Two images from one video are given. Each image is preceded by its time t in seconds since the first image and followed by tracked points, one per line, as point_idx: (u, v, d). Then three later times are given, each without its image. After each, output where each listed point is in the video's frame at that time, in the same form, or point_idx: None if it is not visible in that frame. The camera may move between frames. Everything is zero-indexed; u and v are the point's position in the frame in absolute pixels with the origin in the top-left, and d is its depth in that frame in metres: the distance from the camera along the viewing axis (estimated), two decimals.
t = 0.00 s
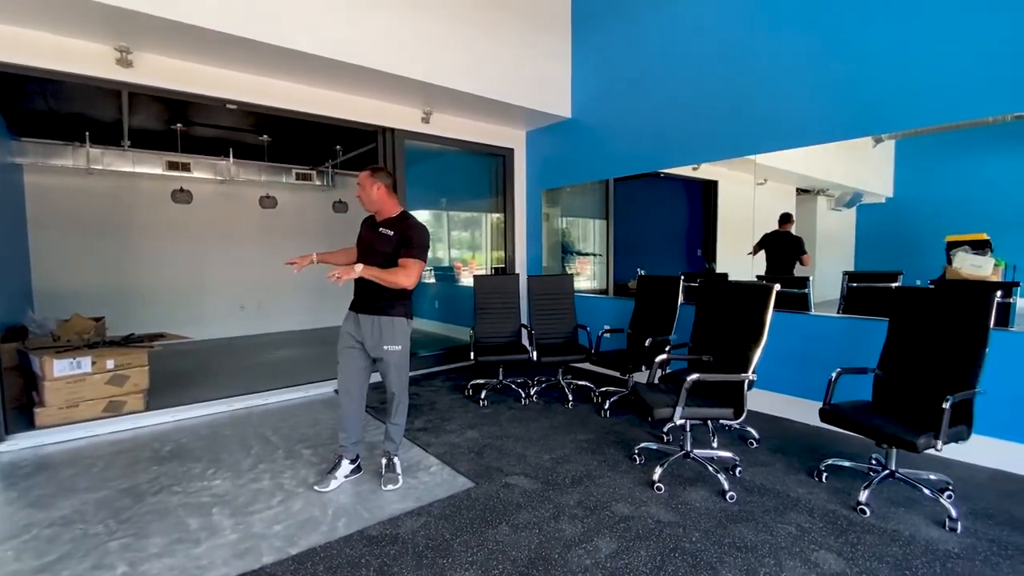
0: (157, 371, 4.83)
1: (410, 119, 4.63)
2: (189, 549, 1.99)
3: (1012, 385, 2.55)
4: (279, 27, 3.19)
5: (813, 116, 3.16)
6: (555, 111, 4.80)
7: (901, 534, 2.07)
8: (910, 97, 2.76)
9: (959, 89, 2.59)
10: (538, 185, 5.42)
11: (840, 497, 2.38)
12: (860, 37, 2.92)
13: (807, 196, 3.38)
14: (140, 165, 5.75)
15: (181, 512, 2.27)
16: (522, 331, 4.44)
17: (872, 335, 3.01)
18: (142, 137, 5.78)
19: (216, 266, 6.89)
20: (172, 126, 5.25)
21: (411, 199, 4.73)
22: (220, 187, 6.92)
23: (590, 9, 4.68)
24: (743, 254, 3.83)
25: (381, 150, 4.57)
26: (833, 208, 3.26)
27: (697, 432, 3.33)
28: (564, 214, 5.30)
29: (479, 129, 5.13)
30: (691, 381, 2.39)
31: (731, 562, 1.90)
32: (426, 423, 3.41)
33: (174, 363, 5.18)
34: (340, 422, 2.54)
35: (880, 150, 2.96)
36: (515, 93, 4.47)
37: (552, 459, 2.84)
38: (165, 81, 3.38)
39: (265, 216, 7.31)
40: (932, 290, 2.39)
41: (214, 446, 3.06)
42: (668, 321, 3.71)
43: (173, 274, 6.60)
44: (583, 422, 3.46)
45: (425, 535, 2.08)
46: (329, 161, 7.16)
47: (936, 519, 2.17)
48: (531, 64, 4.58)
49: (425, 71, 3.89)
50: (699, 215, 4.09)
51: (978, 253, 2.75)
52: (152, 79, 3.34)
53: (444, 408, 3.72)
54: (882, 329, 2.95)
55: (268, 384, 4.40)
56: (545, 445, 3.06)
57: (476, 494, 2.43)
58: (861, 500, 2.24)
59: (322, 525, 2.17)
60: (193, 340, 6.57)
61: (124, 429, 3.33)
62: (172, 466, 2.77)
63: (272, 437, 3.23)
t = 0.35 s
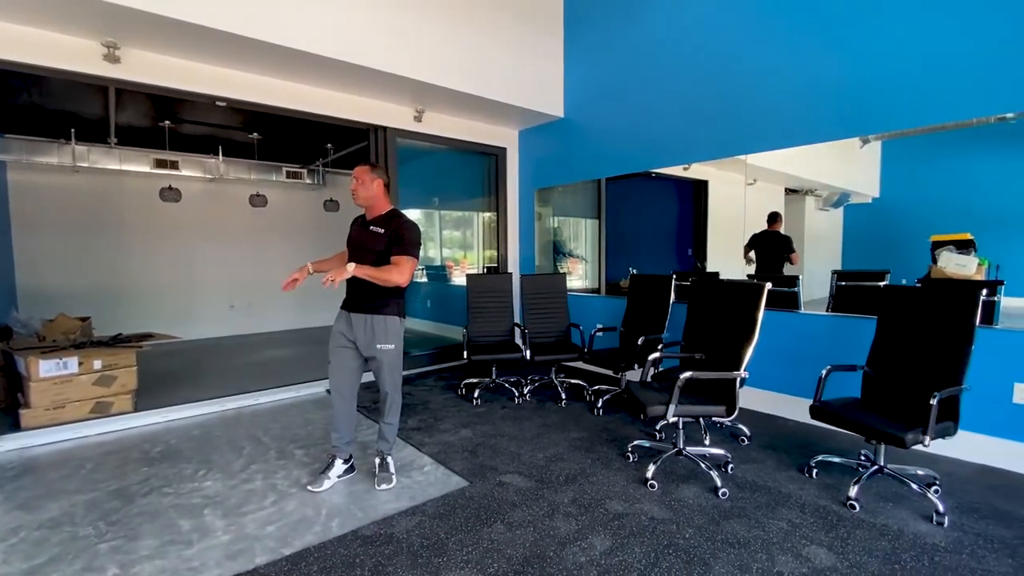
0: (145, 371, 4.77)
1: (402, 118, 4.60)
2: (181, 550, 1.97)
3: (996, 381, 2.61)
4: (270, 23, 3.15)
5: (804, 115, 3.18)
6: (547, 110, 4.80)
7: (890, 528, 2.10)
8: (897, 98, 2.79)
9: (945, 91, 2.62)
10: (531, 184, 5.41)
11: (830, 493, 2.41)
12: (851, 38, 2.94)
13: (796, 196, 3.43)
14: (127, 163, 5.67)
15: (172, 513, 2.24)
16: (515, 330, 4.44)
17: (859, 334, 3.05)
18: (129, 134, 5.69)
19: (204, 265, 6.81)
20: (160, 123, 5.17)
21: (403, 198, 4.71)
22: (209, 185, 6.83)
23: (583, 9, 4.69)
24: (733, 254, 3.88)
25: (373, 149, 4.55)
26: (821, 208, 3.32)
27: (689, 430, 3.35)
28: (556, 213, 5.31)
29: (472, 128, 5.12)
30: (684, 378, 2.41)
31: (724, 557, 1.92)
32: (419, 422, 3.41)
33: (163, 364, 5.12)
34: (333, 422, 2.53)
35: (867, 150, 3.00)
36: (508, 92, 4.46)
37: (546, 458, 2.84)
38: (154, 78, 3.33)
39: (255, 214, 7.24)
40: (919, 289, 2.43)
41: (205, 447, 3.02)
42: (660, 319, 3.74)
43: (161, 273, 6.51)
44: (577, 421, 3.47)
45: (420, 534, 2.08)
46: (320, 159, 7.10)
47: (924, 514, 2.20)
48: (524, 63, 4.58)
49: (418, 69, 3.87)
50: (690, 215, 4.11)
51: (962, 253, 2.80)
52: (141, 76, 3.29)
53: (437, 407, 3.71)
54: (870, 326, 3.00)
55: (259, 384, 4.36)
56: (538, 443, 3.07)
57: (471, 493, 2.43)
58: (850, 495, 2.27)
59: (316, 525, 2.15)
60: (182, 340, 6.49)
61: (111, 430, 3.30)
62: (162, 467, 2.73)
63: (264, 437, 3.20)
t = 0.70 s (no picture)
0: (137, 372, 4.73)
1: (396, 117, 4.59)
2: (177, 551, 1.96)
3: (984, 376, 2.65)
4: (264, 21, 3.14)
5: (798, 114, 3.20)
6: (541, 109, 4.80)
7: (882, 521, 2.13)
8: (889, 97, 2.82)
9: (936, 89, 2.66)
10: (526, 183, 5.41)
11: (823, 487, 2.44)
12: (845, 37, 2.96)
13: (788, 195, 3.44)
14: (118, 162, 5.63)
15: (168, 514, 2.23)
16: (510, 328, 4.45)
17: (851, 331, 3.09)
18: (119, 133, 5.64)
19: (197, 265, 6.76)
20: (151, 122, 5.12)
21: (397, 197, 4.70)
22: (200, 185, 6.77)
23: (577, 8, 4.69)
24: (726, 251, 3.91)
25: (366, 148, 4.53)
26: (813, 207, 3.34)
27: (684, 427, 3.37)
28: (550, 212, 5.32)
29: (466, 127, 5.12)
30: (679, 375, 2.42)
31: (719, 552, 1.94)
32: (415, 421, 3.41)
33: (155, 364, 5.08)
34: (328, 422, 2.52)
35: (857, 149, 3.04)
36: (503, 91, 4.46)
37: (542, 455, 2.86)
38: (146, 76, 3.30)
39: (247, 214, 7.19)
40: (909, 285, 2.47)
41: (200, 447, 3.01)
42: (655, 317, 3.76)
43: (153, 273, 6.45)
44: (572, 418, 3.49)
45: (417, 532, 2.09)
46: (313, 158, 7.06)
47: (914, 507, 2.24)
48: (518, 62, 4.58)
49: (413, 68, 3.87)
50: (683, 212, 4.14)
51: (951, 250, 2.84)
52: (133, 74, 3.25)
53: (433, 406, 3.72)
54: (862, 323, 3.04)
55: (253, 385, 4.34)
56: (534, 441, 3.08)
57: (468, 491, 2.44)
58: (843, 489, 2.30)
59: (312, 525, 2.15)
60: (175, 340, 6.45)
61: (103, 431, 3.27)
62: (157, 468, 2.72)
63: (259, 437, 3.19)
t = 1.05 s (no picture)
0: (133, 373, 4.71)
1: (392, 116, 4.60)
2: (178, 551, 1.97)
3: (976, 370, 2.69)
4: (259, 22, 3.14)
5: (792, 113, 3.23)
6: (537, 107, 4.81)
7: (877, 514, 2.16)
8: (883, 93, 2.85)
9: (930, 86, 2.68)
10: (523, 182, 5.41)
11: (819, 481, 2.47)
12: (839, 35, 2.98)
13: (782, 191, 3.48)
14: (112, 162, 5.60)
15: (168, 514, 2.23)
16: (507, 326, 4.47)
17: (845, 326, 3.13)
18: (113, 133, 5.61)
19: (192, 265, 6.74)
20: (145, 122, 5.10)
21: (393, 196, 4.71)
22: (194, 185, 6.75)
23: (572, 7, 4.70)
24: (722, 248, 3.93)
25: (362, 147, 4.52)
26: (807, 203, 3.38)
27: (681, 422, 3.40)
28: (545, 210, 5.33)
29: (462, 126, 5.12)
30: (676, 371, 2.44)
31: (717, 545, 1.97)
32: (414, 420, 3.42)
33: (151, 365, 5.06)
34: (327, 422, 2.52)
35: (850, 146, 3.07)
36: (498, 90, 4.47)
37: (541, 452, 2.87)
38: (141, 76, 3.29)
39: (243, 214, 7.17)
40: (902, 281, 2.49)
41: (198, 448, 3.01)
42: (651, 314, 3.78)
43: (148, 273, 6.42)
44: (570, 415, 3.51)
45: (418, 530, 2.10)
46: (309, 158, 7.04)
47: (909, 500, 2.27)
48: (514, 62, 4.59)
49: (409, 68, 3.87)
50: (679, 210, 4.16)
51: (943, 246, 2.86)
52: (127, 74, 3.24)
53: (431, 405, 3.73)
54: (856, 319, 3.07)
55: (251, 385, 4.33)
56: (533, 438, 3.09)
57: (467, 488, 2.45)
58: (838, 483, 2.33)
59: (313, 523, 2.16)
60: (171, 341, 6.42)
61: (101, 432, 3.27)
62: (156, 469, 2.72)
63: (258, 437, 3.19)
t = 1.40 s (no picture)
0: (133, 375, 4.71)
1: (390, 116, 4.61)
2: (183, 551, 1.98)
3: (973, 364, 2.71)
4: (256, 22, 3.14)
5: (787, 111, 3.25)
6: (534, 106, 4.81)
7: (876, 506, 2.19)
8: (878, 90, 2.87)
9: (925, 82, 2.70)
10: (522, 180, 5.42)
11: (818, 475, 2.49)
12: (832, 34, 3.01)
13: (778, 188, 3.51)
14: (109, 164, 5.58)
15: (172, 515, 2.24)
16: (507, 324, 4.48)
17: (843, 321, 3.14)
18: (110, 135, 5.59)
19: (190, 266, 6.73)
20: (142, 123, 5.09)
21: (392, 195, 4.72)
22: (192, 186, 6.73)
23: (569, 5, 4.71)
24: (721, 245, 3.94)
25: (360, 147, 4.52)
26: (804, 199, 3.42)
27: (681, 418, 3.42)
28: (543, 209, 5.35)
29: (459, 124, 5.13)
30: (677, 367, 2.46)
31: (718, 539, 1.99)
32: (415, 418, 3.43)
33: (151, 366, 5.06)
34: (328, 422, 2.53)
35: (846, 142, 3.09)
36: (496, 88, 4.47)
37: (542, 449, 2.89)
38: (139, 78, 3.29)
39: (240, 214, 7.16)
40: (898, 276, 2.52)
41: (200, 449, 3.02)
42: (650, 311, 3.80)
43: (146, 275, 6.41)
44: (571, 412, 3.53)
45: (422, 527, 2.11)
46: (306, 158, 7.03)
47: (907, 492, 2.29)
48: (511, 60, 4.59)
49: (406, 67, 3.87)
50: (677, 208, 4.18)
51: (939, 241, 2.93)
52: (125, 76, 3.24)
53: (432, 403, 3.74)
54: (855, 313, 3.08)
55: (252, 385, 4.34)
56: (534, 435, 3.11)
57: (470, 486, 2.47)
58: (837, 476, 2.36)
59: (317, 522, 2.17)
60: (171, 342, 6.42)
61: (103, 433, 3.27)
62: (158, 470, 2.73)
63: (260, 437, 3.20)
